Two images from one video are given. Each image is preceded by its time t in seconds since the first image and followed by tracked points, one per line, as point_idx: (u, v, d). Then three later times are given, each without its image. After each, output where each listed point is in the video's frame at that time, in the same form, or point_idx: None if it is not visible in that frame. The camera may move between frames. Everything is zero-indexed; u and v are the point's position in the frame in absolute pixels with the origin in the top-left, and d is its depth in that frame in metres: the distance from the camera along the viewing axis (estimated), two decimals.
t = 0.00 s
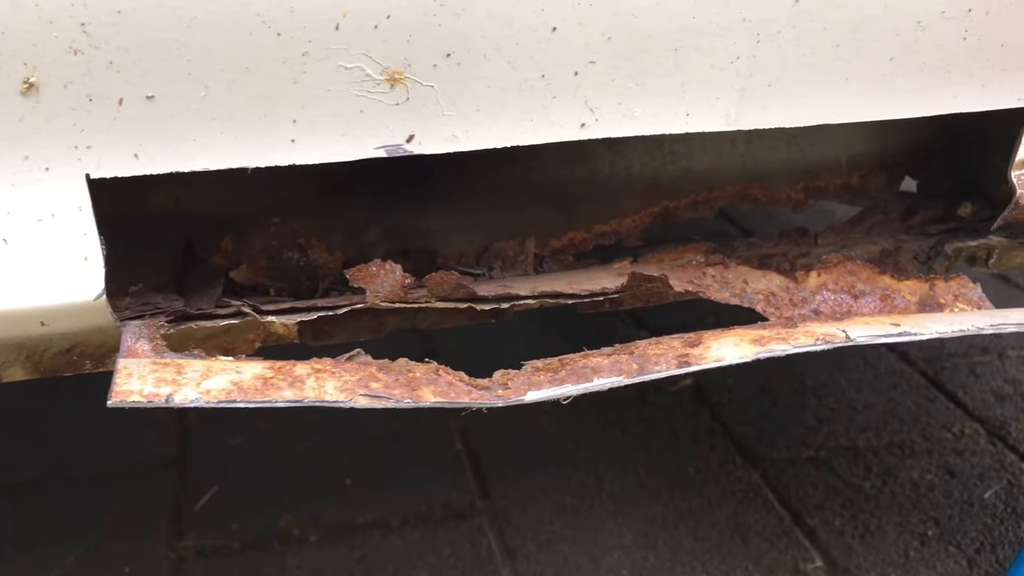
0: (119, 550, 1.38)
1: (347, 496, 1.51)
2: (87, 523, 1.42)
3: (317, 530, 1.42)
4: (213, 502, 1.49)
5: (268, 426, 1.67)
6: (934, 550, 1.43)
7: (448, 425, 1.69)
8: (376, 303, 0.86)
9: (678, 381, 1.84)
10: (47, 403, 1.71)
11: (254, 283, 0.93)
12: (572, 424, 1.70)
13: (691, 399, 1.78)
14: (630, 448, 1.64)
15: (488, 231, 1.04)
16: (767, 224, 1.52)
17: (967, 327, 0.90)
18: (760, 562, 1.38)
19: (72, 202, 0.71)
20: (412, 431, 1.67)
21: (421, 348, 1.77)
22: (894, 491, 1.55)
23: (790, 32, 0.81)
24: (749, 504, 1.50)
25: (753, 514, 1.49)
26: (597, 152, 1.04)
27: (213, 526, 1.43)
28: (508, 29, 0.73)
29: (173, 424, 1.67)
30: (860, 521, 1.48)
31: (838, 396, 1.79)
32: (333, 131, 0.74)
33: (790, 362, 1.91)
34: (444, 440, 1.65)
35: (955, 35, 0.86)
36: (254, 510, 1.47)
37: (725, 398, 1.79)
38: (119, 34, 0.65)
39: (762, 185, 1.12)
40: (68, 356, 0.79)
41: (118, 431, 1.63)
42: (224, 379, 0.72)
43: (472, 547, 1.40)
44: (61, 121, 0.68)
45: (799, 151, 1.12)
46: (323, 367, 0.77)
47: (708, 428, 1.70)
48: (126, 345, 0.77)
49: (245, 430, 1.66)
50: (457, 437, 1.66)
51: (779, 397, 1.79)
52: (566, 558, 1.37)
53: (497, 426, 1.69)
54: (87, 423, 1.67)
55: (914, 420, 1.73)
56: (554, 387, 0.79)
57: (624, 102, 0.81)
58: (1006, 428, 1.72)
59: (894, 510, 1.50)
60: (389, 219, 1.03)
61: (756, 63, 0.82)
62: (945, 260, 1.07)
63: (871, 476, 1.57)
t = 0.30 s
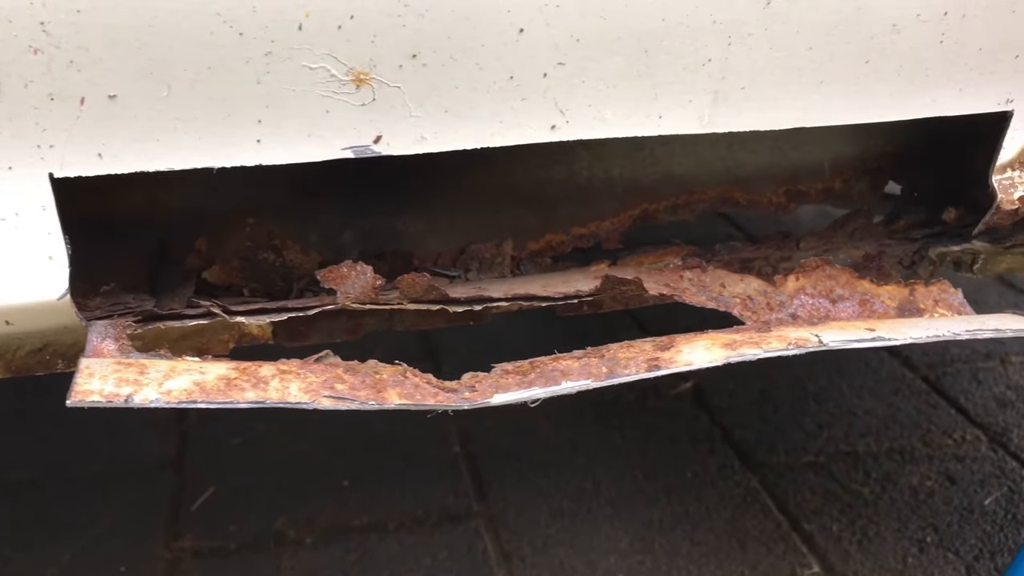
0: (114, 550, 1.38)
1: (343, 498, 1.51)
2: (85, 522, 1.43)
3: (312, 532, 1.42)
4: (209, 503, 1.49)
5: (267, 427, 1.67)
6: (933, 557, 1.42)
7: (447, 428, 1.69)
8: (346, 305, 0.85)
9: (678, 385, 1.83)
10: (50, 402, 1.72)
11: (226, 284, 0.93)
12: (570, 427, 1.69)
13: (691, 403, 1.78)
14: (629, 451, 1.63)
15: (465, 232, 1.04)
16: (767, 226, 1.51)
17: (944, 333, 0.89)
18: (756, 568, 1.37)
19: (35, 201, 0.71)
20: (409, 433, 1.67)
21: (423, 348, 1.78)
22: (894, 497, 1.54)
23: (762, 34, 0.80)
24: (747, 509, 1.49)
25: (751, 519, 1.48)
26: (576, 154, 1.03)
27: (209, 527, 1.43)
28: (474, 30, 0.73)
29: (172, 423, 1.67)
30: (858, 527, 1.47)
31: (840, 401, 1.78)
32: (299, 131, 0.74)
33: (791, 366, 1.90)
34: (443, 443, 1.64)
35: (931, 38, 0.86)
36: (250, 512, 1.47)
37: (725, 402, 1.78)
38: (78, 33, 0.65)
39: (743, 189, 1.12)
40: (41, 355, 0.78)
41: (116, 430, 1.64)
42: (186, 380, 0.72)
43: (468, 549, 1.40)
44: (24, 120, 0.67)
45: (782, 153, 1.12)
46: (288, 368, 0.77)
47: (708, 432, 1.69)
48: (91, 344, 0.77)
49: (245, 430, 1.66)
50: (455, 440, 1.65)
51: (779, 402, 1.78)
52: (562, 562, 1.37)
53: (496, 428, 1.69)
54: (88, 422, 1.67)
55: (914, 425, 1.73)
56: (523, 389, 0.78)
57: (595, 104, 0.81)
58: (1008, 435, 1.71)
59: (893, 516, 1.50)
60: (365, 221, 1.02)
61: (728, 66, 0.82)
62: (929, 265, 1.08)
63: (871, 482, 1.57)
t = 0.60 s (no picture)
0: (115, 546, 1.38)
1: (345, 497, 1.51)
2: (86, 518, 1.43)
3: (313, 530, 1.42)
4: (210, 500, 1.50)
5: (269, 426, 1.68)
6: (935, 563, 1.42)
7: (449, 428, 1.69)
8: (332, 304, 0.85)
9: (681, 388, 1.83)
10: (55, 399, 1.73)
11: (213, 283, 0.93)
12: (572, 428, 1.69)
13: (694, 405, 1.77)
14: (630, 453, 1.63)
15: (455, 230, 1.03)
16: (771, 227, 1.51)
17: (931, 337, 0.88)
18: (756, 571, 1.37)
19: (18, 198, 0.71)
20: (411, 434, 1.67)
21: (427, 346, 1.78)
22: (897, 502, 1.53)
23: (748, 36, 0.80)
24: (748, 512, 1.49)
25: (751, 522, 1.47)
26: (566, 154, 1.03)
27: (210, 524, 1.44)
28: (456, 30, 0.73)
29: (175, 421, 1.67)
30: (860, 532, 1.46)
31: (843, 405, 1.78)
32: (282, 130, 0.74)
33: (795, 369, 1.89)
34: (445, 444, 1.65)
35: (919, 40, 0.85)
36: (251, 510, 1.48)
37: (728, 405, 1.78)
38: (59, 31, 0.65)
39: (735, 190, 1.11)
40: (29, 351, 0.79)
41: (119, 427, 1.64)
42: (167, 377, 0.72)
43: (467, 549, 1.40)
44: (6, 117, 0.68)
45: (774, 155, 1.11)
46: (270, 366, 0.77)
47: (710, 434, 1.69)
48: (74, 341, 0.77)
49: (247, 428, 1.67)
50: (457, 441, 1.66)
51: (782, 406, 1.78)
52: (561, 563, 1.37)
53: (497, 429, 1.69)
54: (91, 420, 1.68)
55: (918, 430, 1.72)
56: (504, 390, 0.78)
57: (580, 104, 0.80)
58: (1013, 441, 1.70)
59: (895, 521, 1.49)
60: (355, 219, 1.02)
61: (713, 67, 0.82)
62: (922, 270, 1.07)
63: (873, 486, 1.56)
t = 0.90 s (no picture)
0: (111, 550, 1.39)
1: (341, 503, 1.51)
2: (83, 522, 1.44)
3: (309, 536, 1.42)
4: (207, 506, 1.50)
5: (267, 432, 1.68)
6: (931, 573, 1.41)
7: (447, 436, 1.69)
8: (309, 317, 0.86)
9: (680, 395, 1.83)
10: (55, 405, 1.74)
11: (195, 296, 0.95)
12: (569, 436, 1.69)
13: (692, 413, 1.78)
14: (627, 460, 1.63)
15: (437, 242, 1.04)
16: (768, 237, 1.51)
17: (909, 354, 0.88)
18: None
19: None
20: (408, 441, 1.68)
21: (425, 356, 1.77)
22: (894, 512, 1.53)
23: (725, 54, 0.80)
24: (744, 521, 1.49)
25: (747, 531, 1.47)
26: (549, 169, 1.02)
27: (206, 529, 1.44)
28: (432, 48, 0.73)
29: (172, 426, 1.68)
30: (856, 541, 1.46)
31: (842, 414, 1.77)
32: (258, 145, 0.74)
33: (793, 378, 1.89)
34: (442, 451, 1.65)
35: (900, 57, 0.86)
36: (247, 516, 1.48)
37: (726, 413, 1.78)
38: (34, 48, 0.65)
39: (719, 203, 1.12)
40: (9, 362, 0.79)
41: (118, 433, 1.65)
42: (140, 393, 0.73)
43: (463, 556, 1.40)
44: None
45: (759, 168, 1.11)
46: (246, 381, 0.77)
47: (708, 442, 1.69)
48: (51, 354, 0.77)
49: (244, 434, 1.67)
50: (455, 448, 1.66)
51: (780, 414, 1.77)
52: (556, 570, 1.37)
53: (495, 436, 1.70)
54: (90, 426, 1.69)
55: (916, 440, 1.72)
56: (480, 406, 0.78)
57: (557, 120, 0.80)
58: (1011, 450, 1.69)
59: (893, 531, 1.48)
60: (337, 230, 1.01)
61: (691, 84, 0.82)
62: (907, 284, 1.08)
63: (871, 495, 1.55)
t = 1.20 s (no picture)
0: (111, 548, 1.39)
1: (341, 503, 1.51)
2: (83, 520, 1.44)
3: (308, 536, 1.42)
4: (207, 504, 1.50)
5: (268, 432, 1.69)
6: None
7: (448, 436, 1.69)
8: (293, 314, 0.85)
9: (682, 397, 1.83)
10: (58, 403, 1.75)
11: (180, 292, 0.93)
12: (571, 438, 1.69)
13: (694, 416, 1.77)
14: (629, 463, 1.62)
15: (425, 240, 1.04)
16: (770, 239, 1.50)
17: (897, 355, 0.87)
18: None
19: None
20: (409, 442, 1.67)
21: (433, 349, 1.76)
22: (896, 517, 1.52)
23: (711, 52, 0.80)
24: (745, 525, 1.48)
25: (748, 535, 1.47)
26: (538, 168, 1.02)
27: (206, 528, 1.44)
28: (413, 46, 0.73)
29: (175, 423, 1.68)
30: (857, 546, 1.45)
31: (845, 418, 1.77)
32: (239, 141, 0.74)
33: (796, 382, 1.89)
34: (443, 451, 1.65)
35: (888, 57, 0.85)
36: (246, 515, 1.48)
37: (729, 416, 1.77)
38: (12, 44, 0.65)
39: (711, 208, 1.11)
40: None
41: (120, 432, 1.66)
42: (119, 388, 0.72)
43: (462, 557, 1.40)
44: None
45: (749, 172, 1.11)
46: (226, 378, 0.77)
47: (709, 445, 1.68)
48: (32, 350, 0.77)
49: (245, 433, 1.68)
50: (455, 448, 1.66)
51: (783, 416, 1.77)
52: (556, 573, 1.36)
53: (496, 437, 1.69)
54: (92, 424, 1.70)
55: (920, 444, 1.70)
56: (461, 404, 0.78)
57: (541, 118, 0.80)
58: (1015, 456, 1.68)
59: (895, 535, 1.48)
60: (323, 227, 1.02)
61: (677, 83, 0.81)
62: (901, 286, 1.07)
63: (873, 500, 1.54)
